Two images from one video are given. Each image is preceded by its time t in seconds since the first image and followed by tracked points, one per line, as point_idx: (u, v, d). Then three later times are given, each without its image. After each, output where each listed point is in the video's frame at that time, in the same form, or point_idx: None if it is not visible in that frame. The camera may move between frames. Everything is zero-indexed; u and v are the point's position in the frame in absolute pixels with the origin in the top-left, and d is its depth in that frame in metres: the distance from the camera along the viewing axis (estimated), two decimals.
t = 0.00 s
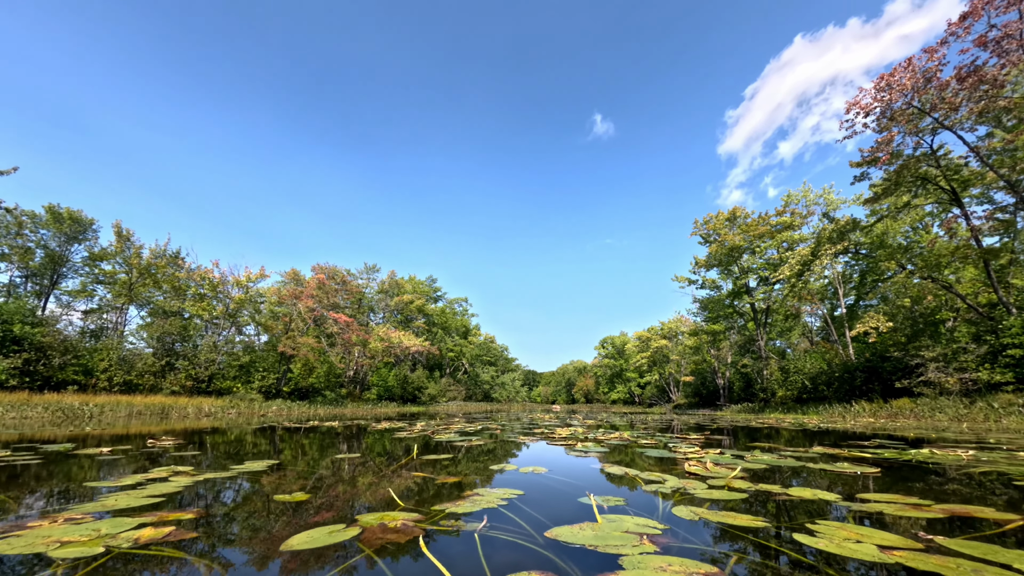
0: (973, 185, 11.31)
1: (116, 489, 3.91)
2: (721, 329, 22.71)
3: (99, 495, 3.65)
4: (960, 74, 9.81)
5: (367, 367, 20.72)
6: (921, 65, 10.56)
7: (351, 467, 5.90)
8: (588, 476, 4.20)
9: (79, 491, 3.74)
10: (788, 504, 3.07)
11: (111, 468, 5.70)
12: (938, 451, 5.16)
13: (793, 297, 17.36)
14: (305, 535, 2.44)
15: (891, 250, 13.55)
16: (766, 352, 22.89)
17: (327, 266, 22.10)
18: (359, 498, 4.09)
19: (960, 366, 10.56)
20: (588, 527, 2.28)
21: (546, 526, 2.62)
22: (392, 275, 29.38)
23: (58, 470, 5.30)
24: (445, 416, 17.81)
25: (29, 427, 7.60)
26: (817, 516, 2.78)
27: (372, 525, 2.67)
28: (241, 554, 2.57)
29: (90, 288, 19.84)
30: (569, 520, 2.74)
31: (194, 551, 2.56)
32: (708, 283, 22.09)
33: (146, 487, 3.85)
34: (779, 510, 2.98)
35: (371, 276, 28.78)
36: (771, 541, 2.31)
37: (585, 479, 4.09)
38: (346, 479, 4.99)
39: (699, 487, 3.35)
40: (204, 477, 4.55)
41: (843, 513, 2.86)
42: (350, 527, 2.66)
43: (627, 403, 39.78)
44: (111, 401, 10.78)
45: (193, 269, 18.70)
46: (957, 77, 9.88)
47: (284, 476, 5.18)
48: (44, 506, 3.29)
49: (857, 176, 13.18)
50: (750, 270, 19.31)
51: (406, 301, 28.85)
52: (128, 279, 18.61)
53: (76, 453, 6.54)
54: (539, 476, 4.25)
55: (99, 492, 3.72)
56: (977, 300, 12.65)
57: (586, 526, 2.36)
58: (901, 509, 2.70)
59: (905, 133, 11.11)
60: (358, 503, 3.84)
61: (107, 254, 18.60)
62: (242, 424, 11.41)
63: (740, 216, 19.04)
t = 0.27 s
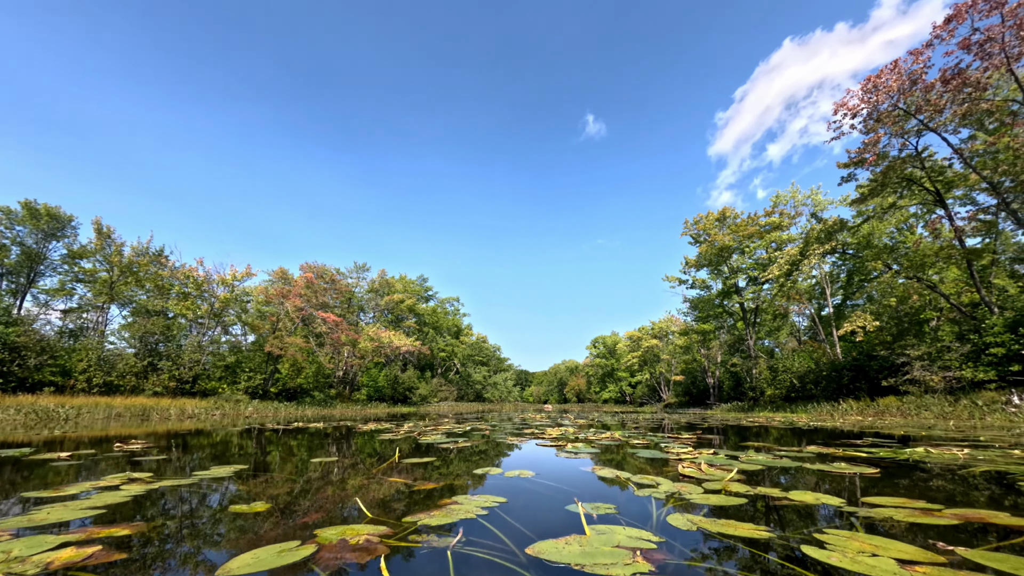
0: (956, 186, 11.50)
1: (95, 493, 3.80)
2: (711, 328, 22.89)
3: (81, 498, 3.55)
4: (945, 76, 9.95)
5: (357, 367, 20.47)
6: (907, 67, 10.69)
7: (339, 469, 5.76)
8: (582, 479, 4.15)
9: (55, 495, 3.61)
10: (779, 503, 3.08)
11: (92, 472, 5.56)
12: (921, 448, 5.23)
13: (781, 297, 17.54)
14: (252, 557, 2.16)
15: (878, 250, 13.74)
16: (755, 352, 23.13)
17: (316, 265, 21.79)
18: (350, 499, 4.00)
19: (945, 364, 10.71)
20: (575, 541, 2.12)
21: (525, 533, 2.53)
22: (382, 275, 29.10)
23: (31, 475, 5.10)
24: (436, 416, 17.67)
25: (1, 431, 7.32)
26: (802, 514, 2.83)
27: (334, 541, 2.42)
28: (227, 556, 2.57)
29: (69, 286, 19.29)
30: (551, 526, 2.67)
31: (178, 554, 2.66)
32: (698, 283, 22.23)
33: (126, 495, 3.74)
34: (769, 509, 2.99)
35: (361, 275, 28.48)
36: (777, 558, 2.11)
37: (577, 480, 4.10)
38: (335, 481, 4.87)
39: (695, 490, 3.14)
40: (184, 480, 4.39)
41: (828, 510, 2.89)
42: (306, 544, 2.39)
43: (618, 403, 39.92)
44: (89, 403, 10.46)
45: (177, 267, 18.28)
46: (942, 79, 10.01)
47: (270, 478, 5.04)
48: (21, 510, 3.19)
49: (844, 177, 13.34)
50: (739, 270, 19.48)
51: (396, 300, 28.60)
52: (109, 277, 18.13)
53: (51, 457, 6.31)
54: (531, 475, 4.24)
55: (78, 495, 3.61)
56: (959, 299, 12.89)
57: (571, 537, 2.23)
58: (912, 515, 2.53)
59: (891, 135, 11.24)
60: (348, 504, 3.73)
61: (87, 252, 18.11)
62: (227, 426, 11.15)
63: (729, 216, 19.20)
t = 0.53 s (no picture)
0: (946, 184, 11.59)
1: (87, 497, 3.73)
2: (704, 327, 22.97)
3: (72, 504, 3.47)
4: (935, 74, 10.02)
5: (351, 368, 20.26)
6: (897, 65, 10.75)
7: (332, 472, 5.66)
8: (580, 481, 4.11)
9: (45, 501, 3.53)
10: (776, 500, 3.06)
11: (79, 477, 5.43)
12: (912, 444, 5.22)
13: (774, 295, 17.62)
14: None
15: (870, 248, 13.84)
16: (749, 350, 23.24)
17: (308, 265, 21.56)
18: (344, 500, 3.93)
19: (937, 360, 10.79)
20: (569, 562, 1.91)
21: (512, 543, 2.47)
22: (375, 275, 28.88)
23: (14, 481, 4.96)
24: (430, 417, 17.53)
25: None
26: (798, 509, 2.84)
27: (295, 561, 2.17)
28: (220, 562, 2.51)
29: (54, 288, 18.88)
30: (541, 534, 2.61)
31: (167, 560, 2.57)
32: (692, 282, 22.31)
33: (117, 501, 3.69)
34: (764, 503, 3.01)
35: (354, 276, 28.24)
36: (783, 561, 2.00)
37: (573, 482, 4.12)
38: (329, 483, 4.77)
39: (699, 494, 3.00)
40: (172, 485, 4.28)
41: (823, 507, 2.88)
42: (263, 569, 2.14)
43: (613, 402, 39.97)
44: (73, 407, 10.21)
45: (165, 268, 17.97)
46: (932, 77, 10.08)
47: (262, 481, 4.94)
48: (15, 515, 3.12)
49: (836, 175, 13.42)
50: (732, 269, 19.55)
51: (390, 301, 28.38)
52: (95, 278, 17.75)
53: (35, 462, 6.15)
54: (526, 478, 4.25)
55: (65, 500, 3.56)
56: (950, 296, 13.01)
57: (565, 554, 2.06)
58: (937, 520, 2.29)
59: (882, 133, 11.30)
60: (342, 506, 3.65)
61: (72, 253, 17.75)
62: (217, 429, 10.95)
63: (723, 215, 19.26)
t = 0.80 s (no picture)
0: (951, 180, 11.46)
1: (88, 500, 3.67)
2: (706, 326, 22.84)
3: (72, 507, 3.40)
4: (940, 69, 9.89)
5: (351, 369, 20.19)
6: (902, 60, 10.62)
7: (332, 473, 5.57)
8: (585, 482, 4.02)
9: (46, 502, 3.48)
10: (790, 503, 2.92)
11: (78, 479, 5.38)
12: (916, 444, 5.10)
13: (778, 293, 17.50)
14: None
15: (874, 245, 13.71)
16: (752, 349, 23.11)
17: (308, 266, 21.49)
18: (346, 500, 3.84)
19: (943, 359, 10.67)
20: None
21: (514, 550, 2.40)
22: (376, 275, 28.81)
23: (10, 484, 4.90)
24: (431, 417, 17.46)
25: None
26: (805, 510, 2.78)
27: None
28: (221, 568, 2.43)
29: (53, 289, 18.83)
30: (542, 539, 2.54)
31: (166, 564, 2.48)
32: (694, 281, 22.18)
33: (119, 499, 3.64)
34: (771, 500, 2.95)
35: (354, 276, 28.17)
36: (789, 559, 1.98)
37: (577, 482, 4.04)
38: (329, 484, 4.69)
39: (720, 503, 2.76)
40: (170, 487, 4.21)
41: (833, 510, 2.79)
42: None
43: (615, 402, 39.85)
44: (72, 408, 10.15)
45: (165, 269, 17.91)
46: (937, 72, 9.96)
47: (261, 482, 4.86)
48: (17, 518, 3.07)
49: (839, 172, 13.29)
50: (735, 267, 19.43)
51: (391, 301, 28.31)
52: (94, 279, 17.69)
53: (33, 464, 6.09)
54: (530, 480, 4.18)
55: (66, 502, 3.52)
56: (955, 293, 12.87)
57: None
58: (997, 534, 2.05)
59: (886, 129, 11.18)
60: (343, 506, 3.56)
61: (71, 255, 17.70)
62: (216, 430, 10.87)
63: (725, 213, 19.14)
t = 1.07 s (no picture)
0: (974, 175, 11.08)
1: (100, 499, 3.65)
2: (717, 326, 22.51)
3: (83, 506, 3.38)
4: (963, 59, 9.57)
5: (360, 369, 20.28)
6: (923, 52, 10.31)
7: (340, 472, 5.52)
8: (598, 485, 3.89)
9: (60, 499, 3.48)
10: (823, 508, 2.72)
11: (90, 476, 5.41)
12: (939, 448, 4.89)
13: (791, 292, 17.15)
14: None
15: (892, 242, 13.34)
16: (764, 349, 22.71)
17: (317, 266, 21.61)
18: (354, 500, 3.77)
19: (966, 359, 10.33)
20: None
21: (528, 556, 2.31)
22: (385, 276, 28.92)
23: (23, 481, 4.92)
24: (439, 417, 17.45)
25: None
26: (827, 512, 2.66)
27: None
28: (232, 567, 2.37)
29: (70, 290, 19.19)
30: (556, 547, 2.44)
31: (178, 563, 2.41)
32: (705, 280, 21.87)
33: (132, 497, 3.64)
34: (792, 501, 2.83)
35: (363, 276, 28.30)
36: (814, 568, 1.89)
37: (588, 486, 3.93)
38: (337, 483, 4.63)
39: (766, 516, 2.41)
40: (181, 485, 4.20)
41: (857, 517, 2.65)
42: None
43: (624, 403, 39.55)
44: (86, 407, 10.28)
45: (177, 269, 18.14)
46: (961, 63, 9.63)
47: (269, 481, 4.82)
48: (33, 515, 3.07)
49: (856, 167, 12.96)
50: (747, 266, 19.10)
51: (399, 301, 28.39)
52: (109, 280, 17.96)
53: (46, 461, 6.14)
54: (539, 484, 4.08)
55: (81, 500, 3.53)
56: (978, 292, 12.45)
57: None
58: None
59: (906, 123, 10.87)
60: (351, 506, 3.49)
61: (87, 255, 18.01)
62: (227, 429, 10.92)
63: (737, 211, 18.83)
